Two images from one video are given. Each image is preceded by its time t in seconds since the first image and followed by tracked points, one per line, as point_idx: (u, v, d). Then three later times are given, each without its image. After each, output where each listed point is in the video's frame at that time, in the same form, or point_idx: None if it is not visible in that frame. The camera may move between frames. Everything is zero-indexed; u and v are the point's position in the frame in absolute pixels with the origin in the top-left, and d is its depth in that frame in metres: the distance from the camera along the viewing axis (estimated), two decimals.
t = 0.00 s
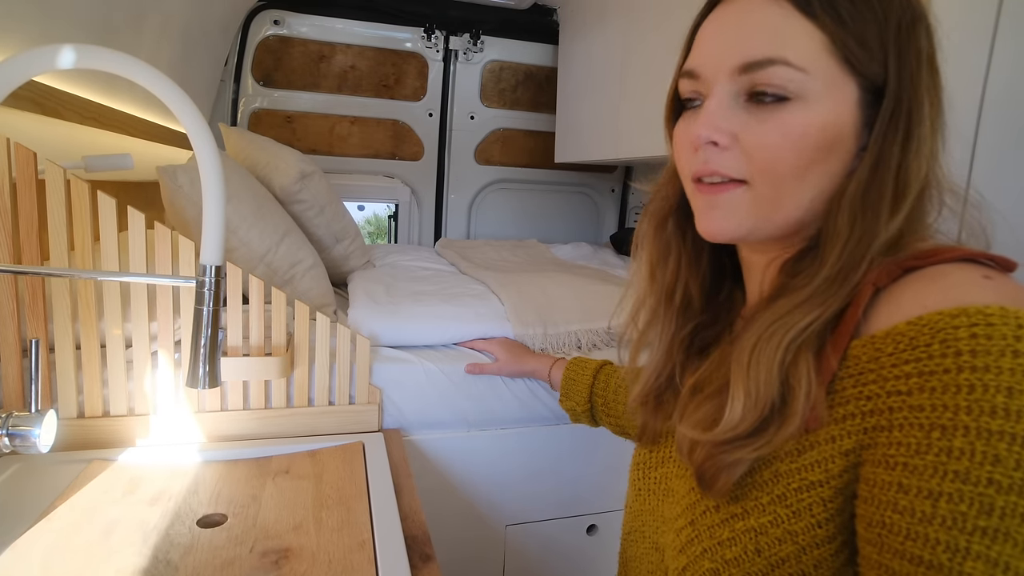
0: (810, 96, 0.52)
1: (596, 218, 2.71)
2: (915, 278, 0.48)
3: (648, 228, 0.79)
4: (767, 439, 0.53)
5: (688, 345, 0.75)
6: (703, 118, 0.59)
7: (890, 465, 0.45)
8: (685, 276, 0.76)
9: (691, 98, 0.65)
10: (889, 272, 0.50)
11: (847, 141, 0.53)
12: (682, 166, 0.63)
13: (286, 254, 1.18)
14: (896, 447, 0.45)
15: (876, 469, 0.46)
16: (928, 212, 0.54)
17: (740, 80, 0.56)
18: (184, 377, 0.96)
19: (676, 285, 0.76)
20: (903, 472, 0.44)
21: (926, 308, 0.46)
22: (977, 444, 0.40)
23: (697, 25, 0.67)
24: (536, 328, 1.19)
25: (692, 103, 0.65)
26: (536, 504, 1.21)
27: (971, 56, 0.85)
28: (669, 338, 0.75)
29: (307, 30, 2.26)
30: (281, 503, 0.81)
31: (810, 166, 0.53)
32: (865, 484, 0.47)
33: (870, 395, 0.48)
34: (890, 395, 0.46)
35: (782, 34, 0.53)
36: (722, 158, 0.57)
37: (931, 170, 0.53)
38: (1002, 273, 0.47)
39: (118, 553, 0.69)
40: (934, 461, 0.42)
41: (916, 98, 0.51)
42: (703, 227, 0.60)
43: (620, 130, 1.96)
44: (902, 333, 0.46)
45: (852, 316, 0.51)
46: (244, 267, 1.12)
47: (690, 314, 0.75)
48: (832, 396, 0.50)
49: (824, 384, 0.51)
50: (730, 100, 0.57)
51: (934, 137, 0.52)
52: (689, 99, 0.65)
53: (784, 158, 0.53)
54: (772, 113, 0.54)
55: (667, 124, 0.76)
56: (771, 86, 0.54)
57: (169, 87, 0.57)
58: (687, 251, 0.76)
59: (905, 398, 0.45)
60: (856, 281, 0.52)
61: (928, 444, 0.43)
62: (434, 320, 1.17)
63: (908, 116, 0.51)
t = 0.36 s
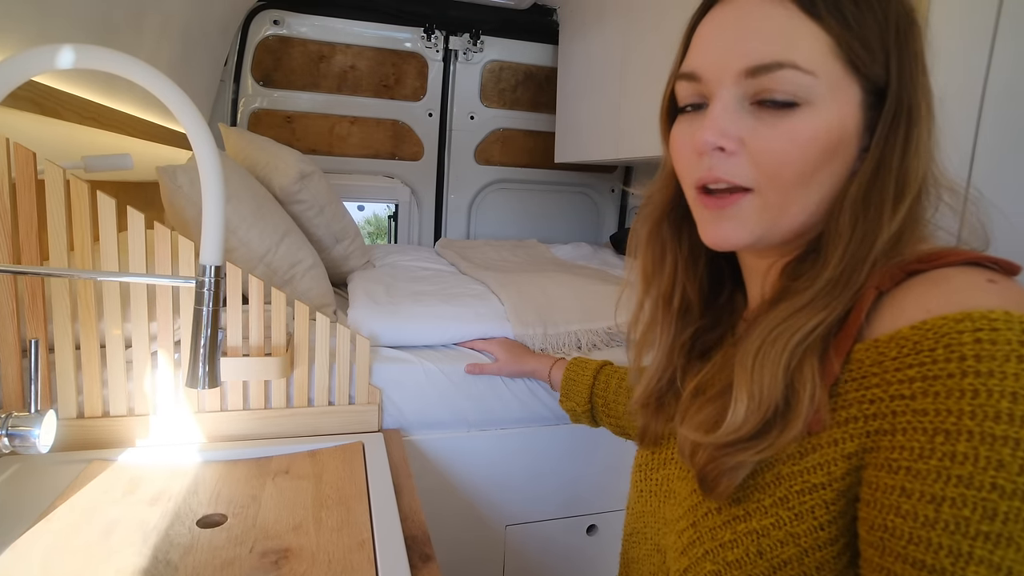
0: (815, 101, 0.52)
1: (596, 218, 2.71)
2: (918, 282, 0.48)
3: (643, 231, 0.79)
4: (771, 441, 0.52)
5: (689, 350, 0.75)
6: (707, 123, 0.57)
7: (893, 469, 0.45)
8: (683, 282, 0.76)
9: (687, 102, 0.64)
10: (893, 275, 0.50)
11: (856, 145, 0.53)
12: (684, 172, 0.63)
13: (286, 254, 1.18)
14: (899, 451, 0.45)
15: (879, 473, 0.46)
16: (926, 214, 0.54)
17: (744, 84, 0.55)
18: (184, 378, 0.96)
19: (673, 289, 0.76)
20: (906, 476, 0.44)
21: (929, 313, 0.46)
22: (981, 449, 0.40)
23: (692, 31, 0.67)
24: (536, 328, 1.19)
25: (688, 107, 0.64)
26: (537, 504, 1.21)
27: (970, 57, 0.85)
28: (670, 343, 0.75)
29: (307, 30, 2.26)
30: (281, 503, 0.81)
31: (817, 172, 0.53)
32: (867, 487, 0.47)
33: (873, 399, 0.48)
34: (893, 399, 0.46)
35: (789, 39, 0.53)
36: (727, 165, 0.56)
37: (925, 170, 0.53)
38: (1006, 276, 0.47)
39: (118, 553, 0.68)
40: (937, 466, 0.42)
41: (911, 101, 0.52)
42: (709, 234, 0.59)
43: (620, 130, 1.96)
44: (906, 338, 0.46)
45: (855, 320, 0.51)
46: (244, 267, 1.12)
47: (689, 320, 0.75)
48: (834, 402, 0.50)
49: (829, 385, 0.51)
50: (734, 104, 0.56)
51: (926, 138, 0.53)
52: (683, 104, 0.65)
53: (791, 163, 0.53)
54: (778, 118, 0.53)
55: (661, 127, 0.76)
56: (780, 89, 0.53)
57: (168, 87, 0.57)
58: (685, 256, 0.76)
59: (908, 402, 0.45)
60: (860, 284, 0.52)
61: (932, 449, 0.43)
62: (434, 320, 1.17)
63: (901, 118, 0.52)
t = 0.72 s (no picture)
0: (832, 111, 0.52)
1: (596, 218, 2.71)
2: (915, 283, 0.48)
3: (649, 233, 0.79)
4: (772, 435, 0.52)
5: (690, 350, 0.75)
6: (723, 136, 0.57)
7: (888, 468, 0.45)
8: (684, 285, 0.76)
9: (692, 105, 0.64)
10: (890, 276, 0.50)
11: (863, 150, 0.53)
12: (693, 180, 0.62)
13: (286, 254, 1.18)
14: (895, 450, 0.45)
15: (875, 472, 0.46)
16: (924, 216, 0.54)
17: (761, 95, 0.55)
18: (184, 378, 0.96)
19: (673, 292, 0.76)
20: (901, 475, 0.44)
21: (925, 313, 0.46)
22: (976, 449, 0.40)
23: (693, 32, 0.67)
24: (536, 328, 1.19)
25: (693, 112, 0.64)
26: (536, 504, 1.21)
27: (970, 57, 0.85)
28: (671, 343, 0.75)
29: (307, 30, 2.26)
30: (281, 503, 0.81)
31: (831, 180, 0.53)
32: (863, 486, 0.47)
33: (870, 398, 0.48)
34: (890, 399, 0.46)
35: (805, 48, 0.52)
36: (743, 178, 0.55)
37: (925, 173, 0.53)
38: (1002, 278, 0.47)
39: (118, 553, 0.69)
40: (933, 464, 0.42)
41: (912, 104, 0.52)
42: (721, 244, 0.58)
43: (620, 130, 1.96)
44: (903, 338, 0.46)
45: (852, 321, 0.51)
46: (244, 267, 1.12)
47: (690, 322, 0.76)
48: (832, 401, 0.50)
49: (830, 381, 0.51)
50: (749, 115, 0.56)
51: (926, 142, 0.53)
52: (688, 108, 0.65)
53: (809, 173, 0.53)
54: (795, 129, 0.53)
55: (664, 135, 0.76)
56: (799, 99, 0.53)
57: (168, 87, 0.57)
58: (686, 257, 0.76)
59: (904, 402, 0.45)
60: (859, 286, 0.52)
61: (928, 448, 0.43)
62: (434, 320, 1.17)
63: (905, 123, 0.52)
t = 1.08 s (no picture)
0: (829, 110, 0.52)
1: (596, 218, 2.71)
2: (918, 284, 0.48)
3: (648, 237, 0.79)
4: (775, 437, 0.52)
5: (691, 352, 0.75)
6: (720, 136, 0.57)
7: (891, 469, 0.45)
8: (685, 286, 0.76)
9: (691, 108, 0.64)
10: (893, 277, 0.50)
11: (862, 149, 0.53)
12: (692, 181, 0.62)
13: (286, 254, 1.18)
14: (898, 451, 0.45)
15: (878, 473, 0.46)
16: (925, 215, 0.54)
17: (757, 95, 0.55)
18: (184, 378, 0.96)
19: (674, 292, 0.76)
20: (904, 476, 0.44)
21: (929, 314, 0.46)
22: (979, 449, 0.40)
23: (692, 32, 0.67)
24: (536, 328, 1.19)
25: (692, 114, 0.64)
26: (537, 505, 1.21)
27: (969, 55, 0.85)
28: (671, 344, 0.75)
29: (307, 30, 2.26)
30: (281, 503, 0.81)
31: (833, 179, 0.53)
32: (866, 487, 0.47)
33: (873, 400, 0.48)
34: (893, 400, 0.46)
35: (801, 48, 0.52)
36: (744, 177, 0.55)
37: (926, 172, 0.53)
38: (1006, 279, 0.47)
39: (118, 553, 0.69)
40: (936, 465, 0.42)
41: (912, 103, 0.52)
42: (721, 244, 0.59)
43: (619, 129, 1.96)
44: (906, 339, 0.46)
45: (855, 322, 0.51)
46: (244, 267, 1.12)
47: (692, 322, 0.76)
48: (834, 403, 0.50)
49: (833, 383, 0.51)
50: (747, 116, 0.56)
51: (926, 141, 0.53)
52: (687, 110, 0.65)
53: (812, 174, 0.52)
54: (792, 127, 0.53)
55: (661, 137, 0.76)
56: (797, 98, 0.53)
57: (167, 88, 0.57)
58: (686, 257, 0.76)
59: (907, 403, 0.45)
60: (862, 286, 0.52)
61: (931, 449, 0.43)
62: (434, 320, 1.17)
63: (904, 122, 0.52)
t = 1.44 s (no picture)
0: (721, 104, 0.55)
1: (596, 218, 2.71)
2: (920, 289, 0.48)
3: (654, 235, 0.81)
4: (761, 473, 0.52)
5: (697, 340, 0.76)
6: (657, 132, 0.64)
7: (894, 475, 0.45)
8: (691, 278, 0.77)
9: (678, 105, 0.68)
10: (895, 281, 0.49)
11: (783, 139, 0.53)
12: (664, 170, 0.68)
13: (286, 254, 1.18)
14: (900, 458, 0.45)
15: (880, 480, 0.46)
16: (896, 208, 0.50)
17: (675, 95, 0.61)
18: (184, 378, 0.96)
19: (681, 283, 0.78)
20: (906, 483, 0.44)
21: (933, 320, 0.46)
22: (983, 458, 0.40)
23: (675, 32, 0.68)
24: (536, 327, 1.19)
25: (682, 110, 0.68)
26: (537, 505, 1.21)
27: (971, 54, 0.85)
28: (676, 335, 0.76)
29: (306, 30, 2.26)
30: (281, 503, 0.81)
31: (734, 167, 0.55)
32: (868, 493, 0.47)
33: (876, 405, 0.47)
34: (896, 406, 0.46)
35: (701, 51, 0.57)
36: (668, 168, 0.63)
37: (885, 162, 0.49)
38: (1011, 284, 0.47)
39: (118, 553, 0.68)
40: (939, 473, 0.42)
41: (861, 87, 0.48)
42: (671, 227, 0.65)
43: (619, 129, 1.95)
44: (909, 344, 0.46)
45: (858, 326, 0.50)
46: (244, 267, 1.12)
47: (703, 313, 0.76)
48: (832, 413, 0.50)
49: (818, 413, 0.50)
50: (675, 113, 0.62)
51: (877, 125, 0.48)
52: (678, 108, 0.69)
53: (711, 162, 0.57)
54: (694, 122, 0.58)
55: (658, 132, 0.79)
56: (695, 96, 0.57)
57: (168, 88, 0.57)
58: (688, 249, 0.77)
59: (910, 409, 0.45)
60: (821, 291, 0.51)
61: (934, 456, 0.43)
62: (433, 320, 1.17)
63: (840, 106, 0.49)
